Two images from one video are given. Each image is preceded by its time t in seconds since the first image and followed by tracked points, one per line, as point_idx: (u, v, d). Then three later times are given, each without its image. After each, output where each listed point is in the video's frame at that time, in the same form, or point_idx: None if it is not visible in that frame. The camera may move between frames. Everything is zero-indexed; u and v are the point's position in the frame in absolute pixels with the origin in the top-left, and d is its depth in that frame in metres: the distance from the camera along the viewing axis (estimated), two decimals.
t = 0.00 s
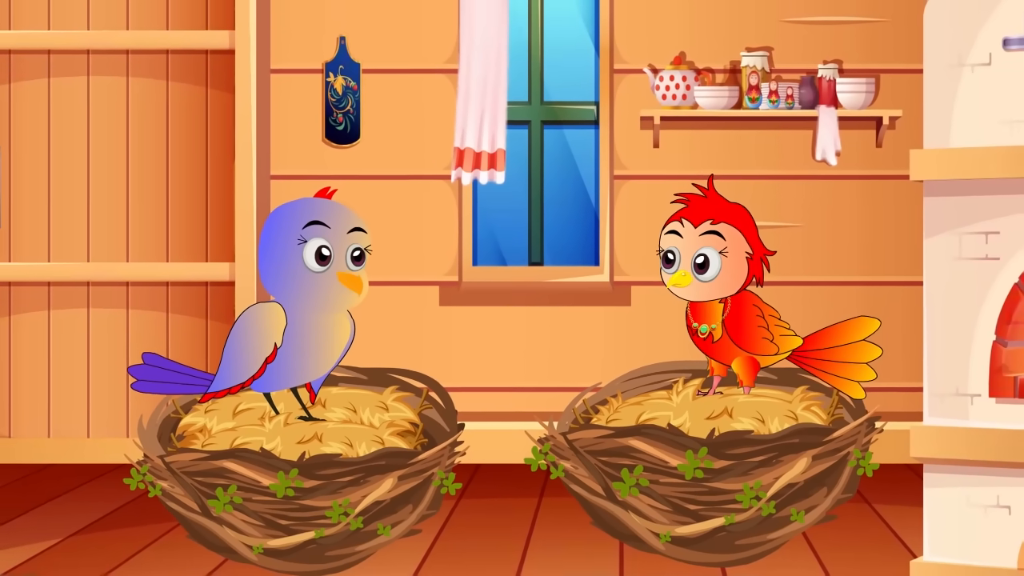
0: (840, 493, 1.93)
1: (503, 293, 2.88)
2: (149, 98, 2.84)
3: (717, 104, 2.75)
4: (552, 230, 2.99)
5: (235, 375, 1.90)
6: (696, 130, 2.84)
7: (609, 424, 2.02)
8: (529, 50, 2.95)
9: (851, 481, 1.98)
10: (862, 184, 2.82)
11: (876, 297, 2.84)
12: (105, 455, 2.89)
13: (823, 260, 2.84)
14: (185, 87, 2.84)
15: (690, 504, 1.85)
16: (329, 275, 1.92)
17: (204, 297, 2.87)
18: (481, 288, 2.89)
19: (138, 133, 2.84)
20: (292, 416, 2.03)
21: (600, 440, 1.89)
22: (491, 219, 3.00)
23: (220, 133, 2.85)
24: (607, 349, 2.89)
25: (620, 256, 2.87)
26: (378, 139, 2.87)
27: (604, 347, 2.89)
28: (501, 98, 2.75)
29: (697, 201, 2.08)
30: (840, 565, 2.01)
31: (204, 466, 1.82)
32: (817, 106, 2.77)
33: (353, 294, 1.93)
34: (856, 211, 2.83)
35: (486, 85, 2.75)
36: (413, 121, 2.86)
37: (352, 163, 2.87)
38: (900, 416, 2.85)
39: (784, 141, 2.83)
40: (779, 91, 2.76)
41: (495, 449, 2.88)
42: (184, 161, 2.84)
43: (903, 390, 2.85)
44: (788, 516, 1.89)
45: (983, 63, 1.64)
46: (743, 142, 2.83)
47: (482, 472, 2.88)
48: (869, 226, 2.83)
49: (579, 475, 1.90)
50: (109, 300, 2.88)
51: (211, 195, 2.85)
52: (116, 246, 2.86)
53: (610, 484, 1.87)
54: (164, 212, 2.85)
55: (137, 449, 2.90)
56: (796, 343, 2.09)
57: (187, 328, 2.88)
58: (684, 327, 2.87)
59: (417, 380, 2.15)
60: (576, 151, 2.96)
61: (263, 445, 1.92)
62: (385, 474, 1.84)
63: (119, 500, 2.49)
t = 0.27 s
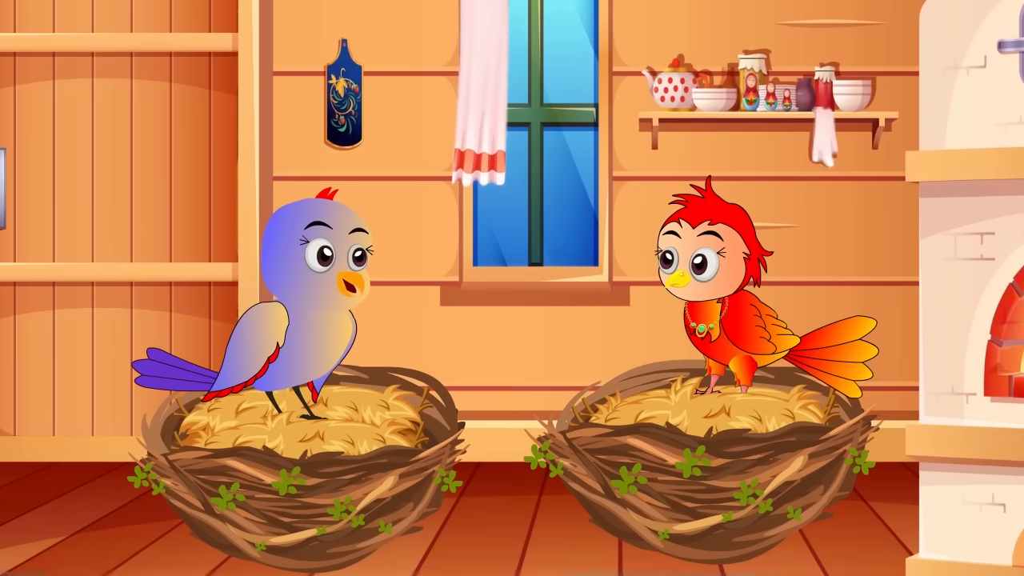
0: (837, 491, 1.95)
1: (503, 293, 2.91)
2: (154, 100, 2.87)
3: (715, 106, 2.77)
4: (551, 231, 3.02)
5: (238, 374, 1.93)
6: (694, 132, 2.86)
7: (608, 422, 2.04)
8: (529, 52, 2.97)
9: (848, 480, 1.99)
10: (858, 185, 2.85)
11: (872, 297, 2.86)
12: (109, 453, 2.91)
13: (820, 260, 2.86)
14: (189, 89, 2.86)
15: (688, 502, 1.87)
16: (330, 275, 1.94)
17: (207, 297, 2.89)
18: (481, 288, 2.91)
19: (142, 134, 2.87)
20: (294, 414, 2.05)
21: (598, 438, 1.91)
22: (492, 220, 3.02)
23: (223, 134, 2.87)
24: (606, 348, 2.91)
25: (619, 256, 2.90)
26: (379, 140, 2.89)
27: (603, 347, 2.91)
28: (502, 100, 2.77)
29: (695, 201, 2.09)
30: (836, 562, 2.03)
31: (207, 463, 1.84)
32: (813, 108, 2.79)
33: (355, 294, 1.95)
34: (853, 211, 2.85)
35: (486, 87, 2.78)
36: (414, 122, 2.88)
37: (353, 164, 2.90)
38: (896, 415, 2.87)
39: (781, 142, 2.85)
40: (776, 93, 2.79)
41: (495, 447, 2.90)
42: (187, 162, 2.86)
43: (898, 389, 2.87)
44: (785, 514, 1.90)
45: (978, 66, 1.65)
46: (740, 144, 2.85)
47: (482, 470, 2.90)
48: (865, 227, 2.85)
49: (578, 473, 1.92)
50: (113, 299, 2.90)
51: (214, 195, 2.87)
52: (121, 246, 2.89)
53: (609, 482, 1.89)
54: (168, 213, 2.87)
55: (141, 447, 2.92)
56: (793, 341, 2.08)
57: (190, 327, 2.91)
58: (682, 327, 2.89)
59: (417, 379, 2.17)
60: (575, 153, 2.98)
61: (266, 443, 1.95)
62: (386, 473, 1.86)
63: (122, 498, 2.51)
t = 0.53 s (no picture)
0: (834, 489, 1.97)
1: (502, 293, 2.93)
2: (158, 102, 2.89)
3: (714, 108, 2.79)
4: (551, 231, 3.04)
5: (241, 373, 1.95)
6: (692, 134, 2.88)
7: (607, 421, 2.06)
8: (529, 55, 2.99)
9: (845, 478, 2.01)
10: (855, 187, 2.87)
11: (868, 296, 2.88)
12: (113, 452, 2.93)
13: (817, 260, 2.89)
14: (192, 91, 2.89)
15: (686, 500, 1.89)
16: (332, 276, 1.96)
17: (210, 297, 2.92)
18: (481, 288, 2.93)
19: (146, 136, 2.89)
20: (296, 413, 2.07)
21: (598, 437, 1.94)
22: (492, 222, 3.05)
23: (226, 136, 2.89)
24: (605, 348, 2.93)
25: (618, 256, 2.92)
26: (380, 142, 2.91)
27: (601, 346, 2.93)
28: (502, 102, 2.80)
29: (693, 202, 2.12)
30: (833, 560, 2.05)
31: (210, 462, 1.86)
32: (810, 110, 2.81)
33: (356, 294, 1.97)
34: (849, 212, 2.87)
35: (486, 89, 2.81)
36: (415, 124, 2.91)
37: (355, 166, 2.92)
38: (892, 414, 2.89)
39: (779, 144, 2.87)
40: (773, 95, 2.81)
41: (495, 446, 2.92)
42: (191, 163, 2.88)
43: (894, 388, 2.89)
44: (782, 512, 1.92)
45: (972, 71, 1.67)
46: (738, 146, 2.88)
47: (482, 468, 2.93)
48: (862, 227, 2.87)
49: (578, 471, 1.95)
50: (117, 299, 2.92)
51: (217, 196, 2.89)
52: (125, 247, 2.91)
53: (608, 480, 1.91)
54: (172, 214, 2.90)
55: (145, 445, 2.94)
56: (789, 343, 2.10)
57: (193, 327, 2.93)
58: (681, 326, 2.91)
59: (418, 378, 2.19)
60: (575, 156, 3.01)
61: (269, 442, 1.96)
62: (387, 471, 1.88)
63: (126, 496, 2.54)
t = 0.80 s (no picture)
0: (830, 487, 1.99)
1: (502, 293, 2.95)
2: (161, 103, 2.91)
3: (711, 109, 2.82)
4: (551, 232, 3.06)
5: (244, 372, 1.96)
6: (690, 135, 2.90)
7: (606, 420, 2.09)
8: (529, 57, 3.02)
9: (841, 476, 2.04)
10: (852, 187, 2.89)
11: (865, 296, 2.90)
12: (116, 450, 2.95)
13: (814, 260, 2.91)
14: (195, 93, 2.91)
15: (684, 497, 1.90)
16: (334, 276, 1.98)
17: (213, 297, 2.94)
18: (481, 288, 2.95)
19: (150, 137, 2.91)
20: (298, 412, 2.08)
21: (597, 435, 1.95)
22: (493, 223, 3.07)
23: (228, 137, 2.91)
24: (604, 347, 2.95)
25: (616, 257, 2.94)
26: (381, 143, 2.94)
27: (600, 345, 2.95)
28: (502, 103, 2.83)
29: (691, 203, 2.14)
30: (830, 557, 2.06)
31: (214, 460, 1.88)
32: (807, 112, 2.84)
33: (358, 293, 1.99)
34: (846, 213, 2.89)
35: (487, 90, 2.83)
36: (416, 126, 2.93)
37: (356, 167, 2.94)
38: (888, 412, 2.91)
39: (776, 146, 2.89)
40: (771, 97, 2.84)
41: (495, 445, 2.94)
42: (194, 164, 2.91)
43: (890, 387, 2.92)
44: (779, 510, 1.94)
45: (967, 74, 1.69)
46: (736, 147, 2.90)
47: (482, 467, 2.95)
48: (858, 228, 2.89)
49: (577, 469, 1.97)
50: (121, 299, 2.95)
51: (220, 197, 2.91)
52: (128, 247, 2.93)
53: (607, 478, 1.93)
54: (175, 214, 2.92)
55: (148, 444, 2.97)
56: (786, 342, 2.11)
57: (196, 326, 2.95)
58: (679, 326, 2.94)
59: (419, 377, 2.21)
60: (575, 157, 3.03)
61: (271, 440, 1.98)
62: (388, 469, 1.90)
63: (129, 495, 2.56)
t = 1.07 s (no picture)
0: (827, 485, 2.01)
1: (502, 294, 2.97)
2: (165, 105, 2.93)
3: (709, 112, 2.85)
4: (550, 232, 3.11)
5: (246, 371, 1.98)
6: (689, 136, 2.93)
7: (605, 418, 2.11)
8: (529, 61, 3.06)
9: (838, 474, 2.06)
10: (848, 189, 2.91)
11: (861, 296, 2.93)
12: (120, 448, 2.97)
13: (811, 261, 2.93)
14: (198, 95, 2.93)
15: (683, 495, 1.92)
16: (336, 276, 2.00)
17: (216, 297, 2.96)
18: (482, 288, 2.98)
19: (153, 138, 2.94)
20: (301, 410, 2.10)
21: (596, 434, 1.98)
22: (493, 224, 3.12)
23: (231, 139, 2.93)
24: (602, 347, 2.98)
25: (615, 257, 2.96)
26: (382, 145, 2.96)
27: (599, 345, 2.98)
28: (502, 106, 2.86)
29: (690, 204, 2.16)
30: (827, 555, 2.09)
31: (217, 458, 1.90)
32: (804, 114, 2.87)
33: (359, 294, 2.02)
34: (843, 214, 2.92)
35: (487, 92, 2.86)
36: (417, 128, 2.95)
37: (357, 168, 2.96)
38: (885, 411, 2.94)
39: (773, 147, 2.92)
40: (768, 99, 2.87)
41: (495, 444, 2.97)
42: (197, 165, 2.93)
43: (886, 386, 2.94)
44: (777, 508, 1.96)
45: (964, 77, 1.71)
46: (733, 148, 2.92)
47: (482, 465, 2.97)
48: (855, 228, 2.91)
49: (576, 467, 2.00)
50: (125, 299, 2.97)
51: (223, 198, 2.94)
52: (132, 248, 2.96)
53: (606, 476, 1.95)
54: (178, 215, 2.94)
55: (152, 443, 2.99)
56: (786, 340, 2.14)
57: (199, 326, 2.97)
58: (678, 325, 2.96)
59: (420, 376, 2.24)
60: (574, 157, 3.08)
61: (273, 438, 2.00)
62: (390, 467, 1.92)
63: (133, 493, 2.58)
